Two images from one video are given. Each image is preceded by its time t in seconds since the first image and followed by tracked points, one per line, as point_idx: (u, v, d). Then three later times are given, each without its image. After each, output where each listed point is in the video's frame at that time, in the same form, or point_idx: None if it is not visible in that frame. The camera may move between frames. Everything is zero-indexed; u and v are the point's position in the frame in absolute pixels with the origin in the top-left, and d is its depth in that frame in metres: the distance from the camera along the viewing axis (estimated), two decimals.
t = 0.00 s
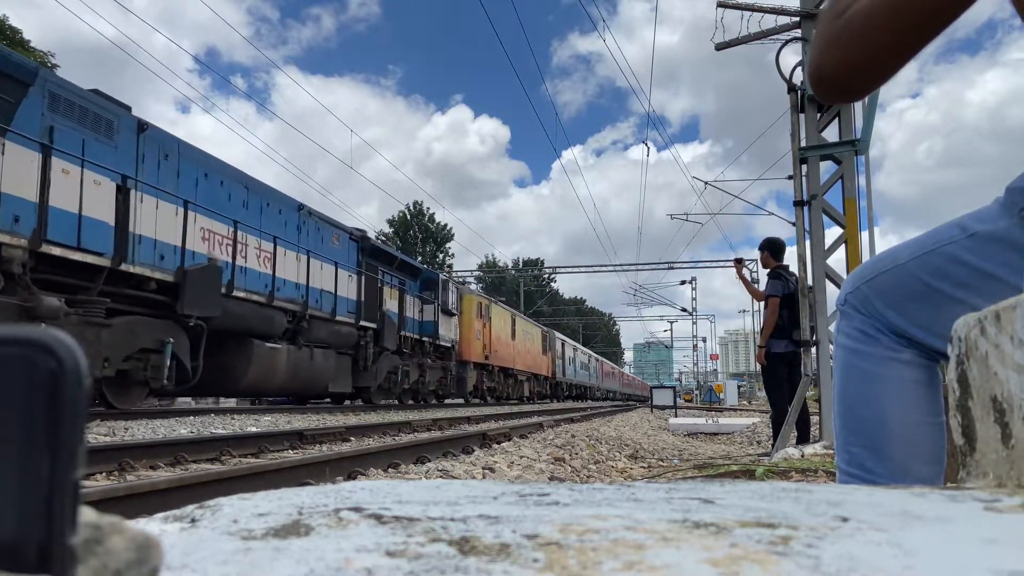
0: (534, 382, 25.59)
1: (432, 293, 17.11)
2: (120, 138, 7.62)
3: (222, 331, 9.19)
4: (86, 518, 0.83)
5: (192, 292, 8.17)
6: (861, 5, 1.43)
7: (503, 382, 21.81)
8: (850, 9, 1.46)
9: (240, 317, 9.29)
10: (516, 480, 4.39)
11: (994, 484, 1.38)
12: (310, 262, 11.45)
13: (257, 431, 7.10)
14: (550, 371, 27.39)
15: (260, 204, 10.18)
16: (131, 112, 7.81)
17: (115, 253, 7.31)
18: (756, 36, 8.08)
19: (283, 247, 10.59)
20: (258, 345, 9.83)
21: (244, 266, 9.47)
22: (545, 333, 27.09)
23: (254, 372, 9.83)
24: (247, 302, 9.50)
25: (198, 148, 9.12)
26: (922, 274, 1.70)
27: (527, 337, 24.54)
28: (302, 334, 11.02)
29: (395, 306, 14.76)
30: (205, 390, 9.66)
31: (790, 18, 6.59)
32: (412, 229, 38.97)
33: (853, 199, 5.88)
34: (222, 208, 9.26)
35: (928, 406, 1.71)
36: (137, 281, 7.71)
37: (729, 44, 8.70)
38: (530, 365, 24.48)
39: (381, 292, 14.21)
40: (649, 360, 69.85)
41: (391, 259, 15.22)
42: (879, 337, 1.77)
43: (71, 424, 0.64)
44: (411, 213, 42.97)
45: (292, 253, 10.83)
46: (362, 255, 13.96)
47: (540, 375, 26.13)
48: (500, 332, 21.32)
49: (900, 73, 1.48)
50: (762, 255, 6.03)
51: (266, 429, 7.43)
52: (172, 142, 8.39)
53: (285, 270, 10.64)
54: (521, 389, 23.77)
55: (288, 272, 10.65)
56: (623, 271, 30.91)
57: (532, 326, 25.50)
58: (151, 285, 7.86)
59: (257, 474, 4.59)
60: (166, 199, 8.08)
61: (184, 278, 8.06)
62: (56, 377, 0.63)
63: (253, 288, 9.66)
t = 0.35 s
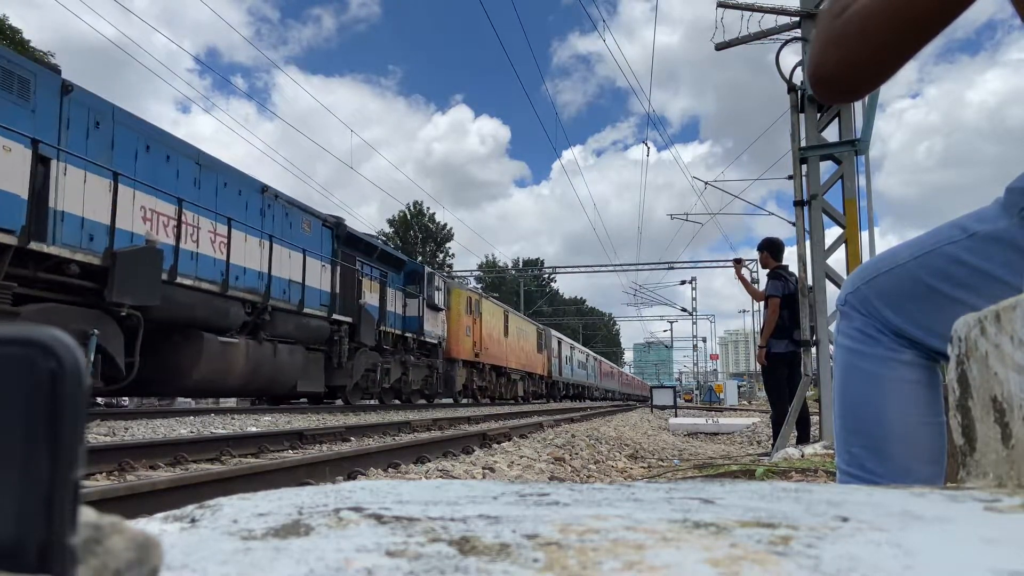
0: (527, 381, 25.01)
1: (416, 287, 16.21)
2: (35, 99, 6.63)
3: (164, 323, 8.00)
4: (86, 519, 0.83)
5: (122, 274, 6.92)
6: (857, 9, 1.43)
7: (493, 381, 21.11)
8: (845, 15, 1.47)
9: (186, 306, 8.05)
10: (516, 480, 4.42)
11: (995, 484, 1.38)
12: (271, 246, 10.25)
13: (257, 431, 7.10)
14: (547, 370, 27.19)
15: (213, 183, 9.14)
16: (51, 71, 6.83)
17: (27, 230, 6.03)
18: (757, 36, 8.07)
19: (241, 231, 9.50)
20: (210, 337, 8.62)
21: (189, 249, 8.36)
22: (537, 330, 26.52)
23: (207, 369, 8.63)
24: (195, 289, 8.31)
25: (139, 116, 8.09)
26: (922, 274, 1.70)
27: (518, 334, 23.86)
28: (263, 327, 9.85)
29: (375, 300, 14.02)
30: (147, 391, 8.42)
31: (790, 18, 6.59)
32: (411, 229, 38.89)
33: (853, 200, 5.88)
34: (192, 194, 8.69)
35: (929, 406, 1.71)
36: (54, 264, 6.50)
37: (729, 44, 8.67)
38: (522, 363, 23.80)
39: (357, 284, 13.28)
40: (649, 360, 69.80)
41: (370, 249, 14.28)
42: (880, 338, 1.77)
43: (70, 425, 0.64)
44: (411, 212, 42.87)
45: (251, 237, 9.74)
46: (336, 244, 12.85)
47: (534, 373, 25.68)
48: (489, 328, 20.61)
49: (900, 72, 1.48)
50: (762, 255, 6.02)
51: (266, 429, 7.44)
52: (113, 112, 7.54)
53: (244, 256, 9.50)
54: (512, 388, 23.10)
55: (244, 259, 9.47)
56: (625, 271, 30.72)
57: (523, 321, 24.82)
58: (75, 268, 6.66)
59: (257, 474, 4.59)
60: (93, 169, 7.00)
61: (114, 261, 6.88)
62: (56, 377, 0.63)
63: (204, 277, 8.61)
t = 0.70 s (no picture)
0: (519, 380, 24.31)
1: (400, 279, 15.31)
2: None
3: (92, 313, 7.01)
4: (86, 518, 0.83)
5: (31, 254, 6.07)
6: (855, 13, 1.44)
7: (484, 380, 20.36)
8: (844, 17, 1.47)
9: (114, 293, 7.10)
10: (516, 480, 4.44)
11: (994, 483, 1.38)
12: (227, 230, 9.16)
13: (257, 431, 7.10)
14: (543, 370, 27.02)
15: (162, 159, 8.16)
16: None
17: None
18: (756, 36, 8.06)
19: (193, 212, 8.49)
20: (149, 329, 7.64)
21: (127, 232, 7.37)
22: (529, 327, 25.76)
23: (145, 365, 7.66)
24: (128, 274, 7.37)
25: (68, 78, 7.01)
26: (922, 274, 1.70)
27: (509, 331, 23.01)
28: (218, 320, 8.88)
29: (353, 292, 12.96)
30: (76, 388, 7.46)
31: (790, 18, 6.58)
32: (411, 229, 38.76)
33: (853, 200, 5.88)
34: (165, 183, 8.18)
35: (928, 407, 1.71)
36: None
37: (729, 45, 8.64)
38: (513, 361, 22.97)
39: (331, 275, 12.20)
40: (649, 360, 69.73)
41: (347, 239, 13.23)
42: (880, 338, 1.77)
43: (70, 425, 0.64)
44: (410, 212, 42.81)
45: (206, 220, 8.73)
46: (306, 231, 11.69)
47: (529, 372, 25.27)
48: (479, 324, 19.75)
49: (900, 72, 1.48)
50: (761, 255, 6.02)
51: (266, 429, 7.44)
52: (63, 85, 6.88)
53: (196, 242, 8.49)
54: (503, 387, 22.32)
55: (196, 243, 8.48)
56: (625, 271, 30.59)
57: (514, 318, 23.95)
58: None
59: (257, 474, 4.58)
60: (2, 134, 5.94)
61: (21, 240, 6.00)
62: (57, 378, 0.63)
63: (145, 261, 7.62)
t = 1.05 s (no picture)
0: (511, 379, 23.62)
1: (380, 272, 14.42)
2: None
3: None
4: (86, 518, 0.83)
5: None
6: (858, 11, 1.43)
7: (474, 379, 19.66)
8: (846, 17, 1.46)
9: (26, 276, 6.19)
10: (517, 480, 4.45)
11: (994, 483, 1.38)
12: (170, 210, 8.31)
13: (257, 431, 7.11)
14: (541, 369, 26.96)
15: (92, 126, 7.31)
16: None
17: None
18: (757, 35, 8.05)
19: (132, 187, 7.65)
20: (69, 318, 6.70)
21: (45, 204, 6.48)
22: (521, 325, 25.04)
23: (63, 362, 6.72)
24: (46, 256, 6.46)
25: None
26: (922, 275, 1.70)
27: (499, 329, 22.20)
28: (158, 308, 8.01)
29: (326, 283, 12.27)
30: None
31: (790, 18, 6.58)
32: (411, 229, 38.68)
33: (853, 200, 5.88)
34: (135, 171, 7.87)
35: (929, 407, 1.71)
36: None
37: (728, 45, 8.60)
38: (503, 360, 22.16)
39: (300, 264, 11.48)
40: (649, 360, 69.76)
41: (321, 226, 12.49)
42: (879, 338, 1.78)
43: (70, 424, 0.64)
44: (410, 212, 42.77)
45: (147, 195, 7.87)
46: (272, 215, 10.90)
47: (524, 371, 24.87)
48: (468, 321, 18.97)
49: (900, 72, 1.48)
50: (761, 255, 6.02)
51: (266, 429, 7.44)
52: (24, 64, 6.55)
53: (135, 222, 7.67)
54: (493, 386, 21.57)
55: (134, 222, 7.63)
56: (625, 271, 30.50)
57: (505, 315, 23.17)
58: None
59: (257, 473, 4.59)
60: None
61: None
62: (56, 378, 0.63)
63: (68, 240, 6.74)
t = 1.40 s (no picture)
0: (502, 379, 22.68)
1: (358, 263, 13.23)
2: None
3: None
4: (86, 518, 0.83)
5: None
6: (859, 16, 1.44)
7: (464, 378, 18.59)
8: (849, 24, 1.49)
9: None
10: (517, 480, 4.46)
11: (994, 483, 1.38)
12: (95, 182, 7.09)
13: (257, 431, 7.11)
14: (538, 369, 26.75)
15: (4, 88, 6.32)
16: None
17: None
18: (757, 35, 8.04)
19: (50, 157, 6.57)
20: None
21: None
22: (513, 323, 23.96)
23: None
24: None
25: None
26: (922, 275, 1.70)
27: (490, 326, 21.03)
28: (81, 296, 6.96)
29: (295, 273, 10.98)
30: None
31: (789, 18, 6.58)
32: (411, 229, 38.60)
33: (853, 200, 5.88)
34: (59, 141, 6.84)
35: (929, 407, 1.71)
36: None
37: (728, 45, 8.58)
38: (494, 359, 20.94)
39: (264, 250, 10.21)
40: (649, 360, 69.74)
41: (289, 210, 11.15)
42: (879, 338, 1.78)
43: (70, 424, 0.64)
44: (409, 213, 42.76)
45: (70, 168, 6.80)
46: (229, 196, 9.58)
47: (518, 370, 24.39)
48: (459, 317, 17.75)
49: (902, 75, 1.48)
50: (762, 255, 6.02)
51: (266, 429, 7.44)
52: (26, 65, 6.60)
53: (57, 197, 6.64)
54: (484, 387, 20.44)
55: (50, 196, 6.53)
56: (624, 271, 30.22)
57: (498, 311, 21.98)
58: None
59: (257, 473, 4.59)
60: None
61: None
62: (56, 377, 0.63)
63: None
